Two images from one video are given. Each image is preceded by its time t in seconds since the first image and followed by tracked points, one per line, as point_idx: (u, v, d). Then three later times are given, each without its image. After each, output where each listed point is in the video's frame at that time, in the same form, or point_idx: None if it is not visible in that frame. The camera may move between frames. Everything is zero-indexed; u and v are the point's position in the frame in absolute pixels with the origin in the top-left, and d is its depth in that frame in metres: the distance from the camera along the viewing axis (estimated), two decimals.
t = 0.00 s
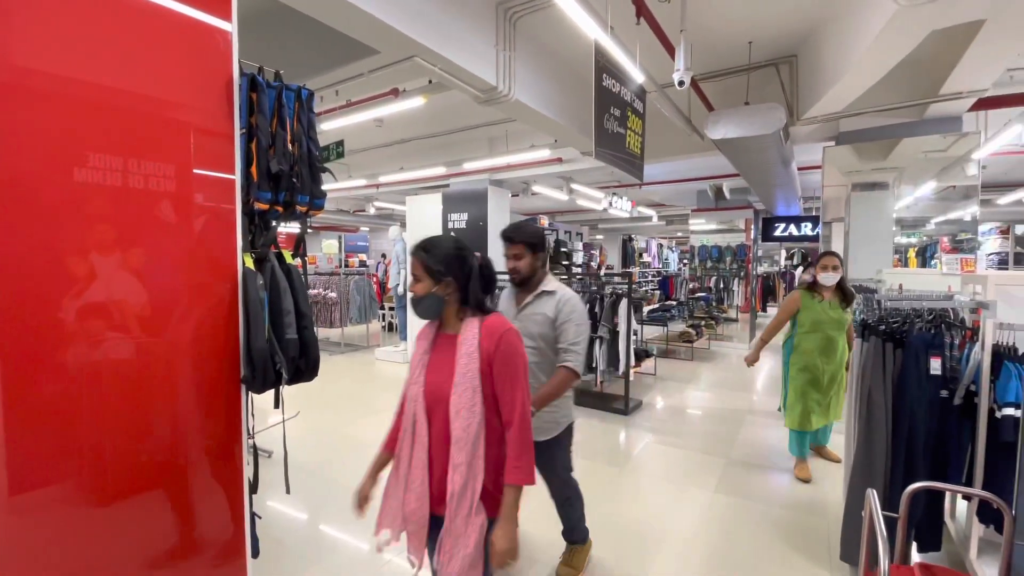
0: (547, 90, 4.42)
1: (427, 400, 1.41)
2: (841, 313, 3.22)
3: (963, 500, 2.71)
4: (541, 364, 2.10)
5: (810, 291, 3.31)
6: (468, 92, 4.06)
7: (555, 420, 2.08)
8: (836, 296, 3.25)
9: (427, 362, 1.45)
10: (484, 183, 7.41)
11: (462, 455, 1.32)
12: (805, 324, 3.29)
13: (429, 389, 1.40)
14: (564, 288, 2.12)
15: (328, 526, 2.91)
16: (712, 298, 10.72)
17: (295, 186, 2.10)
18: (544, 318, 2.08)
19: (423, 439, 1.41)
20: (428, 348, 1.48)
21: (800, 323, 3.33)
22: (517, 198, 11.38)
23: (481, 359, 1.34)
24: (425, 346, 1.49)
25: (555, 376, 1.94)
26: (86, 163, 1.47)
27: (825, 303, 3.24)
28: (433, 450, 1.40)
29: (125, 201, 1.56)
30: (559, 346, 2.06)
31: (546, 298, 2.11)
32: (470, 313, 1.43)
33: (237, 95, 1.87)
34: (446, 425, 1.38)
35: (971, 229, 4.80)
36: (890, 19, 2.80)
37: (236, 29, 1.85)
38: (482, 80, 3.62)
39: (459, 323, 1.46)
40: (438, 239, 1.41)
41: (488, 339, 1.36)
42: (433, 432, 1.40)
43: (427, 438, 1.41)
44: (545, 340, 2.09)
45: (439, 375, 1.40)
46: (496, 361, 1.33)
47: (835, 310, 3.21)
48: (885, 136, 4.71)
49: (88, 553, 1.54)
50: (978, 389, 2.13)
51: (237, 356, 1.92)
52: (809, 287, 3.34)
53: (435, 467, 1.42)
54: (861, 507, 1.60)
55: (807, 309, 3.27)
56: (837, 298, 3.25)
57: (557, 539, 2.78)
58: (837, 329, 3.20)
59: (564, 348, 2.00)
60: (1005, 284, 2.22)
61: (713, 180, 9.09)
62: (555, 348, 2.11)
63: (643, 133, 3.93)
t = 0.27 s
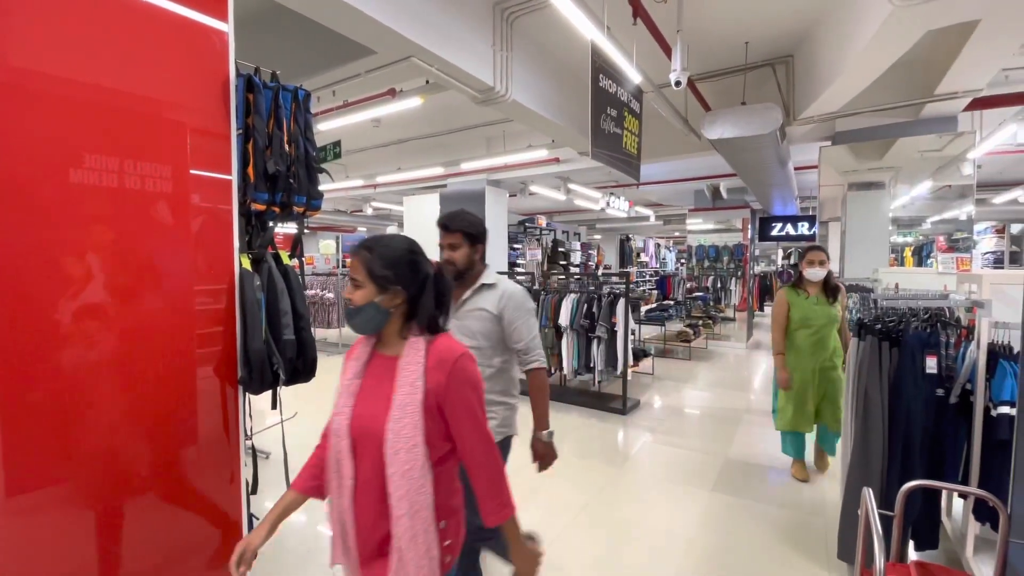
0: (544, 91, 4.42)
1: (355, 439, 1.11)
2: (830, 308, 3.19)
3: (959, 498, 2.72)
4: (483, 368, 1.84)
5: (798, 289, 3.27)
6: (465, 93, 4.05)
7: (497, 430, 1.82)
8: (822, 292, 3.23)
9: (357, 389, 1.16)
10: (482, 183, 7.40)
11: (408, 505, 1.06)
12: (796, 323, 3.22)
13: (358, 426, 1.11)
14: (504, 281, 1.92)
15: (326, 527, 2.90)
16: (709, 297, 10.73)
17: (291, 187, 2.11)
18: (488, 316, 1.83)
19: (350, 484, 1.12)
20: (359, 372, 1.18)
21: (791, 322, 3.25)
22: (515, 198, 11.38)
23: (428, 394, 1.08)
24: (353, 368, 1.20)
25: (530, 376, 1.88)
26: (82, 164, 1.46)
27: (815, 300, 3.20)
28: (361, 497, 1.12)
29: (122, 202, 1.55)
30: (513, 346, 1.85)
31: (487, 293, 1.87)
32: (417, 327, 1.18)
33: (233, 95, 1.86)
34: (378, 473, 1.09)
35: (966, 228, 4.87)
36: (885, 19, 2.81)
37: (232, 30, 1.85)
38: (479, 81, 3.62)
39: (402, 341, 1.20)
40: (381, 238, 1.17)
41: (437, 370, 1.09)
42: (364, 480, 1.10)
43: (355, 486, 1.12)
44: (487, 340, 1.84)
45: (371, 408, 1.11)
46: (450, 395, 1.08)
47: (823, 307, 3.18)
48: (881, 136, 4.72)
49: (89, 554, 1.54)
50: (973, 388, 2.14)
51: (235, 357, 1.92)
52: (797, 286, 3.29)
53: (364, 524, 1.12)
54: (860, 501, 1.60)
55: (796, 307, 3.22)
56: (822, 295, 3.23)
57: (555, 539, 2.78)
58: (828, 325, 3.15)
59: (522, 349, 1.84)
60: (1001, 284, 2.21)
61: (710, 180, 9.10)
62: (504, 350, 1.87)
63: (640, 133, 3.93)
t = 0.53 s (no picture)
0: (544, 91, 4.41)
1: (255, 473, 1.02)
2: (836, 314, 2.88)
3: (960, 498, 2.71)
4: (448, 383, 1.67)
5: (803, 294, 2.94)
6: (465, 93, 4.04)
7: (450, 455, 1.63)
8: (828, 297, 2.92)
9: (261, 417, 1.07)
10: (482, 183, 7.40)
11: (300, 547, 0.95)
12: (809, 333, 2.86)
13: (259, 459, 1.02)
14: (457, 286, 1.77)
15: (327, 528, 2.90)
16: (710, 296, 10.72)
17: (291, 188, 2.14)
18: (441, 327, 1.66)
19: (248, 524, 1.02)
20: (266, 399, 1.10)
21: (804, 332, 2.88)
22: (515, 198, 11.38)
23: (334, 419, 0.99)
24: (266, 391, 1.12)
25: (508, 386, 1.77)
26: (82, 166, 1.42)
27: (825, 307, 2.87)
28: (260, 541, 1.02)
29: (123, 204, 1.51)
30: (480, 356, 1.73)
31: (439, 301, 1.71)
32: (336, 338, 1.10)
33: (233, 97, 1.86)
34: (277, 513, 0.99)
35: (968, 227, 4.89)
36: (887, 18, 2.79)
37: (232, 31, 1.83)
38: (479, 81, 3.62)
39: (316, 353, 1.13)
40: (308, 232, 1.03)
41: (349, 391, 1.00)
42: (263, 520, 1.01)
43: (256, 527, 1.02)
44: (439, 353, 1.67)
45: (273, 440, 1.02)
46: (352, 413, 1.00)
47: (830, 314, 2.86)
48: (881, 135, 4.72)
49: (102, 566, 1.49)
50: (974, 387, 2.14)
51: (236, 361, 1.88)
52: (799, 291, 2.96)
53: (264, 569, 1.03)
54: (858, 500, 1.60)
55: (804, 314, 2.88)
56: (829, 300, 2.91)
57: (556, 540, 2.77)
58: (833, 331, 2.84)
59: (494, 357, 1.71)
60: (1001, 283, 2.20)
61: (711, 180, 9.09)
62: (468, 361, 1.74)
63: (639, 133, 3.93)
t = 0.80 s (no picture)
0: (546, 91, 4.41)
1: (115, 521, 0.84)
2: (844, 314, 2.78)
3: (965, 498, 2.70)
4: (388, 404, 1.47)
5: (809, 290, 2.89)
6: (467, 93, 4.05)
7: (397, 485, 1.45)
8: (838, 295, 2.84)
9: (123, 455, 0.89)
10: (485, 184, 7.41)
11: None
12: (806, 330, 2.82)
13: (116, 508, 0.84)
14: (421, 293, 1.57)
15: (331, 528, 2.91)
16: (713, 296, 10.69)
17: (295, 189, 2.14)
18: (394, 338, 1.46)
19: None
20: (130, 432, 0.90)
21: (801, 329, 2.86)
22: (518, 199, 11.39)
23: (191, 469, 0.77)
24: (132, 431, 1.03)
25: (444, 421, 1.50)
26: (87, 168, 1.43)
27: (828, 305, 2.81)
28: None
29: (127, 205, 1.52)
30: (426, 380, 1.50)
31: (395, 309, 1.51)
32: (211, 367, 0.95)
33: (236, 99, 1.87)
34: None
35: (973, 226, 4.75)
36: (890, 17, 2.78)
37: (235, 32, 1.84)
38: (481, 82, 3.62)
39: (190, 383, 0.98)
40: (194, 236, 0.93)
41: (212, 431, 0.79)
42: None
43: None
44: (388, 368, 1.47)
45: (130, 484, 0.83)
46: (216, 465, 0.78)
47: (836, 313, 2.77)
48: (885, 133, 4.70)
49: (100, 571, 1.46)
50: (979, 387, 2.11)
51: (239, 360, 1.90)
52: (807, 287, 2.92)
53: None
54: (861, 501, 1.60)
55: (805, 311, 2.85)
56: (838, 299, 2.83)
57: (559, 540, 2.78)
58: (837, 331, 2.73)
59: (439, 384, 1.48)
60: (1006, 282, 2.18)
61: (714, 180, 9.08)
62: (417, 383, 1.53)
63: (642, 133, 3.92)
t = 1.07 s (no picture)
0: (550, 91, 4.40)
1: None
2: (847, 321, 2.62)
3: (975, 499, 2.67)
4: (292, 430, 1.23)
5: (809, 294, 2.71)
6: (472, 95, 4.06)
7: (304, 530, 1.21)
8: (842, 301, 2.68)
9: None
10: (489, 185, 7.42)
11: None
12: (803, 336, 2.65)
13: None
14: (344, 298, 1.29)
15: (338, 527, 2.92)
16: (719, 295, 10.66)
17: (300, 190, 2.16)
18: (301, 356, 1.20)
19: None
20: None
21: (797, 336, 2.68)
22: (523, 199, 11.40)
23: None
24: None
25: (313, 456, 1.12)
26: (95, 171, 1.45)
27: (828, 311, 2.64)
28: None
29: (134, 208, 1.53)
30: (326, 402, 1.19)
31: (312, 322, 1.24)
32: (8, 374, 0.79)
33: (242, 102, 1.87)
34: None
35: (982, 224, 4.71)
36: (897, 14, 2.76)
37: (240, 35, 1.85)
38: (485, 82, 3.62)
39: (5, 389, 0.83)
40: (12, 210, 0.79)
41: None
42: None
43: None
44: (310, 393, 1.22)
45: None
46: (12, 521, 0.63)
47: (839, 320, 2.60)
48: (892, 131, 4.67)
49: None
50: (989, 387, 2.11)
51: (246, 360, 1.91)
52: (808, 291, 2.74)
53: None
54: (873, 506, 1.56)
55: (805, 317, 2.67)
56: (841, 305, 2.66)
57: (565, 540, 2.78)
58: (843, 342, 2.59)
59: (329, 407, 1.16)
60: (1016, 281, 2.17)
61: (719, 179, 9.05)
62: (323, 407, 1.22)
63: (647, 133, 3.91)
